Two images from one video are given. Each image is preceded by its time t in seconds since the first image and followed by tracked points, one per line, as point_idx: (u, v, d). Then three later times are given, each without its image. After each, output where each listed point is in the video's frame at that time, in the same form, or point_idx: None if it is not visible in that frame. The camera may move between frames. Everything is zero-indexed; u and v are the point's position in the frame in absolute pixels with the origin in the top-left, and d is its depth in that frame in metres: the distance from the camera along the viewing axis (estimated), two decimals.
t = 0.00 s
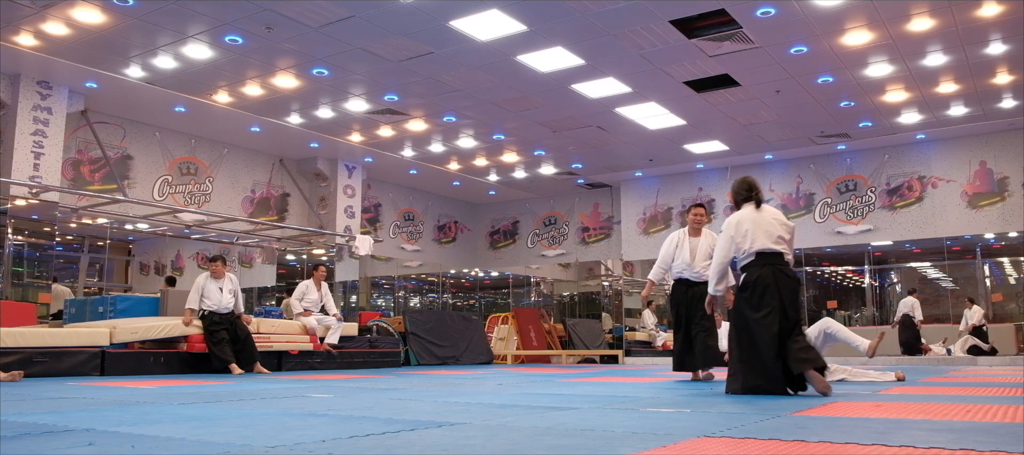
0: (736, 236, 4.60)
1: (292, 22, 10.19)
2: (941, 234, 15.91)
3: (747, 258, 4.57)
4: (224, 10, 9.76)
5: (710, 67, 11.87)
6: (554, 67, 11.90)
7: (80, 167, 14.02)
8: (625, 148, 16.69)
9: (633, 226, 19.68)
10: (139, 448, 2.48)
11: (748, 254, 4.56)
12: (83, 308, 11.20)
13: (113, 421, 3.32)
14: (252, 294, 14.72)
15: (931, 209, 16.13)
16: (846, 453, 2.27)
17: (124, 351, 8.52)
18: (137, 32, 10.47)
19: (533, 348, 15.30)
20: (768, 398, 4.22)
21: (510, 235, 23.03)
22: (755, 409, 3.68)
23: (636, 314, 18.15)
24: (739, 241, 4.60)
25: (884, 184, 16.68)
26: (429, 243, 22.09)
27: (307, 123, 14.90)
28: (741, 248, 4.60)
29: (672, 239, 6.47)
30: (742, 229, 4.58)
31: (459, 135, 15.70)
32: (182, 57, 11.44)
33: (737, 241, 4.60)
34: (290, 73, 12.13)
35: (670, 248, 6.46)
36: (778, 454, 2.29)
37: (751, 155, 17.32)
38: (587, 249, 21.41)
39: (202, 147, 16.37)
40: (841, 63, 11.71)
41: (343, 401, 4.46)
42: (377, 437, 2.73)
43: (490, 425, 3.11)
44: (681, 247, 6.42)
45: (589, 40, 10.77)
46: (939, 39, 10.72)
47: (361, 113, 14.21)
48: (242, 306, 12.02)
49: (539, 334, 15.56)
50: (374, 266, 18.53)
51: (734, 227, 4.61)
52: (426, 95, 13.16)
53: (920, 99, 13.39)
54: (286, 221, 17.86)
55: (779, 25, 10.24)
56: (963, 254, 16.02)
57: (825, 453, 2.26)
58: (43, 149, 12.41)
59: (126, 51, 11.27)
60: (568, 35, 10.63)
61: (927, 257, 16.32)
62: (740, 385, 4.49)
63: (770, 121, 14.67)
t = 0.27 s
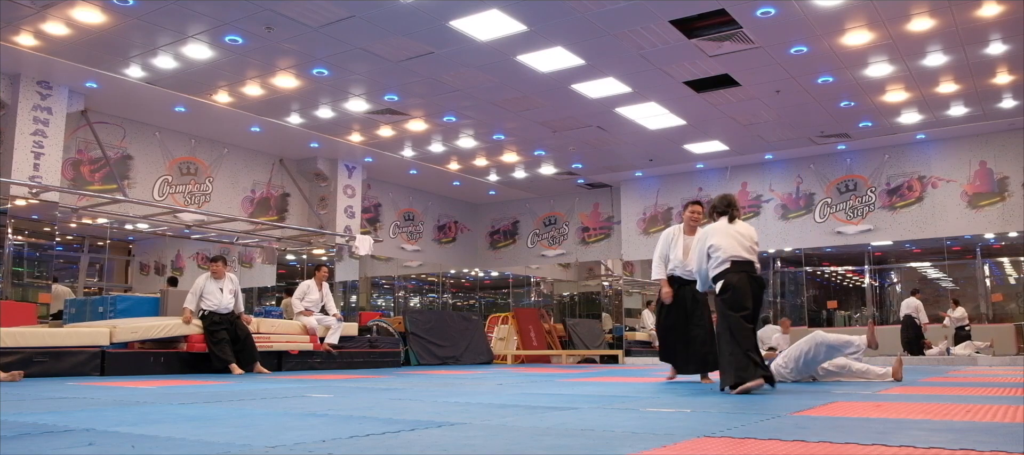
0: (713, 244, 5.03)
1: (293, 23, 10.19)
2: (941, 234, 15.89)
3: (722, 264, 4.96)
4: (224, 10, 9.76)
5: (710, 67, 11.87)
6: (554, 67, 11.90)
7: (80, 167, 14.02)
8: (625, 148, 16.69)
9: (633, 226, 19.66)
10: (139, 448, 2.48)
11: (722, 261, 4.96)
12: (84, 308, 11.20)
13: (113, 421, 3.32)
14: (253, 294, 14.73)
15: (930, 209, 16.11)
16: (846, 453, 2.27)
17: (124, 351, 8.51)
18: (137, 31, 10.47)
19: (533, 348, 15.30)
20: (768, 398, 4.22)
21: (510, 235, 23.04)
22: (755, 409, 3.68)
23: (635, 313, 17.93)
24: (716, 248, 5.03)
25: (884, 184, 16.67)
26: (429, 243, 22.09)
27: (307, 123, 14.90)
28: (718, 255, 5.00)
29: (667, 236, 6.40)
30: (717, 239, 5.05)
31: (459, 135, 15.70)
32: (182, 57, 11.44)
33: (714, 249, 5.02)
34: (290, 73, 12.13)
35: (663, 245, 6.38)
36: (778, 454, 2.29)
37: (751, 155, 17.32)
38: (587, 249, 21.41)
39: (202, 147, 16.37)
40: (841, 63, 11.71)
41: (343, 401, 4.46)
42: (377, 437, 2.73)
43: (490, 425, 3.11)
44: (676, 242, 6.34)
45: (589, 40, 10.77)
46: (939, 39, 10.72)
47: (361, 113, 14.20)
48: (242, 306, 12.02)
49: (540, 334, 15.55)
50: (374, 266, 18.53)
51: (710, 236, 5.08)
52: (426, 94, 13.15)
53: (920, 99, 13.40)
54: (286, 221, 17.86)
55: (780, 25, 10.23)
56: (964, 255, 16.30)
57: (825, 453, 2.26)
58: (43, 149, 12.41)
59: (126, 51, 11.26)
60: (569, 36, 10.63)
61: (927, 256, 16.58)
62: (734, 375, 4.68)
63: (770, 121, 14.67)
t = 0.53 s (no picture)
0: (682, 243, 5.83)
1: (292, 22, 10.19)
2: (940, 234, 15.98)
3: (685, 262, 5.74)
4: (224, 10, 9.76)
5: (710, 67, 11.87)
6: (554, 67, 11.91)
7: (80, 167, 14.02)
8: (625, 148, 16.69)
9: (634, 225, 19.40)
10: (139, 448, 2.48)
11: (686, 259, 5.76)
12: (84, 308, 11.20)
13: (113, 421, 3.32)
14: (252, 294, 14.72)
15: (931, 209, 16.15)
16: (847, 453, 2.27)
17: (124, 351, 8.52)
18: (137, 32, 10.47)
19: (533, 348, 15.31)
20: (769, 398, 4.22)
21: (510, 235, 23.03)
22: (755, 409, 3.68)
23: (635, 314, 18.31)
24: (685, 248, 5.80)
25: (884, 184, 16.68)
26: (429, 243, 22.08)
27: (307, 123, 14.90)
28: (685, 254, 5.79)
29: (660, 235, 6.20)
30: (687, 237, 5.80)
31: (459, 135, 15.70)
32: (182, 57, 11.44)
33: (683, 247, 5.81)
34: (290, 73, 12.13)
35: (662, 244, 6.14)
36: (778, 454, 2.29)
37: (751, 155, 17.33)
38: (587, 249, 21.39)
39: (201, 147, 16.37)
40: (841, 64, 11.71)
41: (343, 401, 4.46)
42: (377, 437, 2.73)
43: (490, 425, 3.11)
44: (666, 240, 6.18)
45: (589, 40, 10.78)
46: (939, 39, 10.72)
47: (361, 113, 14.20)
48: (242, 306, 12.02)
49: (540, 334, 15.55)
50: (374, 266, 18.53)
51: (679, 235, 5.89)
52: (426, 94, 13.15)
53: (920, 99, 13.40)
54: (286, 221, 17.86)
55: (780, 25, 10.23)
56: (963, 254, 15.99)
57: (825, 453, 2.26)
58: (43, 149, 12.41)
59: (126, 51, 11.26)
60: (568, 36, 10.62)
61: (927, 257, 16.26)
62: (703, 379, 5.44)
63: (770, 121, 14.67)
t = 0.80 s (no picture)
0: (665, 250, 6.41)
1: (292, 22, 10.19)
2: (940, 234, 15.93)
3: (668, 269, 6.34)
4: (224, 10, 9.76)
5: (710, 67, 11.87)
6: (554, 67, 11.90)
7: (80, 167, 14.02)
8: (625, 148, 16.69)
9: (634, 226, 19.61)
10: (139, 448, 2.48)
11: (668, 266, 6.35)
12: (84, 308, 11.19)
13: (113, 421, 3.32)
14: (253, 294, 14.71)
15: (930, 209, 16.14)
16: (847, 453, 2.27)
17: (124, 351, 8.52)
18: (137, 32, 10.47)
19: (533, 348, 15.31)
20: (769, 399, 4.22)
21: (510, 235, 23.03)
22: (755, 409, 3.68)
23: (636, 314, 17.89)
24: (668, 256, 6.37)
25: (884, 184, 16.68)
26: (429, 243, 22.07)
27: (307, 123, 14.90)
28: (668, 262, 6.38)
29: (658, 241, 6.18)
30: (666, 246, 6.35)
31: (459, 135, 15.70)
32: (182, 57, 11.44)
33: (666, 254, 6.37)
34: (290, 73, 12.13)
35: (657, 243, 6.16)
36: (778, 454, 2.28)
37: (751, 155, 17.33)
38: (587, 249, 21.37)
39: (201, 147, 16.37)
40: (841, 63, 11.71)
41: (343, 401, 4.46)
42: (377, 437, 2.73)
43: (489, 425, 3.11)
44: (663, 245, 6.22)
45: (589, 40, 10.78)
46: (939, 39, 10.72)
47: (361, 113, 14.21)
48: (242, 306, 12.03)
49: (540, 335, 15.56)
50: (374, 266, 18.53)
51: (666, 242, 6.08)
52: (426, 94, 13.15)
53: (920, 99, 13.39)
54: (286, 221, 17.86)
55: (780, 25, 10.23)
56: (963, 254, 16.14)
57: (825, 453, 2.26)
58: (43, 149, 12.41)
59: (126, 51, 11.26)
60: (568, 35, 10.61)
61: (927, 257, 16.52)
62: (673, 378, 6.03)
63: (770, 121, 14.67)
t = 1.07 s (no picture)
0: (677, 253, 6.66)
1: (292, 22, 10.19)
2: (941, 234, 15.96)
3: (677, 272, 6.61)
4: (224, 10, 9.76)
5: (710, 67, 11.87)
6: (554, 67, 11.90)
7: (80, 167, 14.01)
8: (625, 148, 16.68)
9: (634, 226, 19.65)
10: (139, 448, 2.48)
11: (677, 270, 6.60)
12: (84, 308, 11.20)
13: (113, 421, 3.32)
14: (253, 294, 14.70)
15: (930, 209, 16.15)
16: (847, 453, 2.27)
17: (124, 351, 8.52)
18: (137, 31, 10.47)
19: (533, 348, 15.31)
20: (769, 399, 4.22)
21: (510, 235, 23.03)
22: (755, 410, 3.68)
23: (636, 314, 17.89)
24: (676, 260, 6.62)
25: (884, 184, 16.69)
26: (429, 243, 22.06)
27: (307, 123, 14.90)
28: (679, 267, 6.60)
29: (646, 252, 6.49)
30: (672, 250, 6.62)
31: (459, 135, 15.70)
32: (182, 57, 11.44)
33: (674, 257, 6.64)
34: (290, 73, 12.13)
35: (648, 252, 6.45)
36: (778, 454, 2.28)
37: (751, 155, 17.33)
38: (587, 249, 21.36)
39: (202, 147, 16.37)
40: (841, 63, 11.71)
41: (343, 401, 4.46)
42: (377, 437, 2.73)
43: (490, 425, 3.11)
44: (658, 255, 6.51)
45: (589, 40, 10.77)
46: (939, 39, 10.72)
47: (361, 113, 14.21)
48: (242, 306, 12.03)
49: (540, 334, 15.55)
50: (374, 266, 18.53)
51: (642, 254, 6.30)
52: (426, 94, 13.15)
53: (920, 99, 13.39)
54: (286, 221, 17.86)
55: (780, 24, 10.22)
56: (963, 254, 16.04)
57: (825, 453, 2.26)
58: (43, 149, 12.41)
59: (126, 51, 11.26)
60: (568, 35, 10.61)
61: (928, 258, 16.43)
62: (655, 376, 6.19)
63: (770, 121, 14.67)
